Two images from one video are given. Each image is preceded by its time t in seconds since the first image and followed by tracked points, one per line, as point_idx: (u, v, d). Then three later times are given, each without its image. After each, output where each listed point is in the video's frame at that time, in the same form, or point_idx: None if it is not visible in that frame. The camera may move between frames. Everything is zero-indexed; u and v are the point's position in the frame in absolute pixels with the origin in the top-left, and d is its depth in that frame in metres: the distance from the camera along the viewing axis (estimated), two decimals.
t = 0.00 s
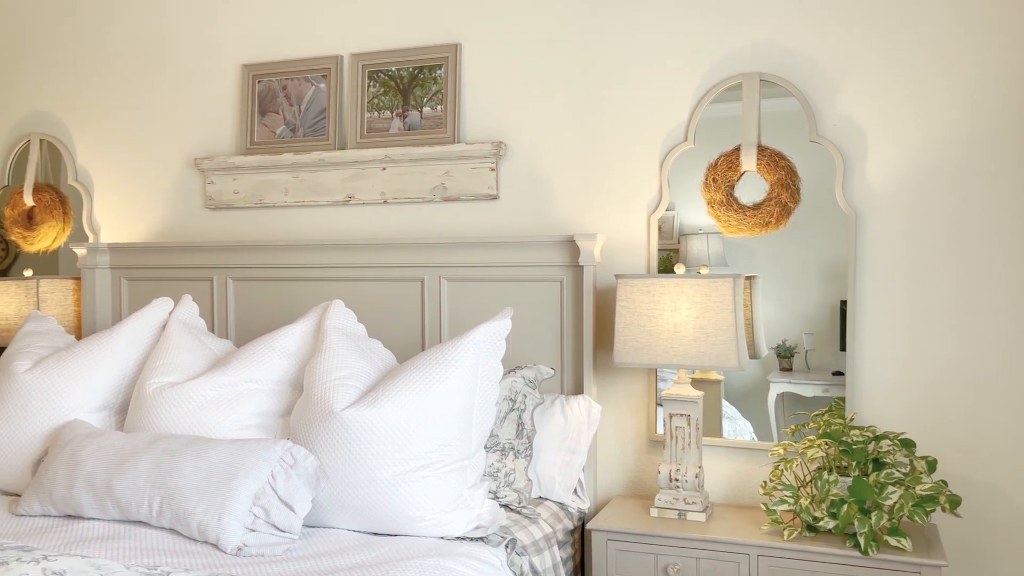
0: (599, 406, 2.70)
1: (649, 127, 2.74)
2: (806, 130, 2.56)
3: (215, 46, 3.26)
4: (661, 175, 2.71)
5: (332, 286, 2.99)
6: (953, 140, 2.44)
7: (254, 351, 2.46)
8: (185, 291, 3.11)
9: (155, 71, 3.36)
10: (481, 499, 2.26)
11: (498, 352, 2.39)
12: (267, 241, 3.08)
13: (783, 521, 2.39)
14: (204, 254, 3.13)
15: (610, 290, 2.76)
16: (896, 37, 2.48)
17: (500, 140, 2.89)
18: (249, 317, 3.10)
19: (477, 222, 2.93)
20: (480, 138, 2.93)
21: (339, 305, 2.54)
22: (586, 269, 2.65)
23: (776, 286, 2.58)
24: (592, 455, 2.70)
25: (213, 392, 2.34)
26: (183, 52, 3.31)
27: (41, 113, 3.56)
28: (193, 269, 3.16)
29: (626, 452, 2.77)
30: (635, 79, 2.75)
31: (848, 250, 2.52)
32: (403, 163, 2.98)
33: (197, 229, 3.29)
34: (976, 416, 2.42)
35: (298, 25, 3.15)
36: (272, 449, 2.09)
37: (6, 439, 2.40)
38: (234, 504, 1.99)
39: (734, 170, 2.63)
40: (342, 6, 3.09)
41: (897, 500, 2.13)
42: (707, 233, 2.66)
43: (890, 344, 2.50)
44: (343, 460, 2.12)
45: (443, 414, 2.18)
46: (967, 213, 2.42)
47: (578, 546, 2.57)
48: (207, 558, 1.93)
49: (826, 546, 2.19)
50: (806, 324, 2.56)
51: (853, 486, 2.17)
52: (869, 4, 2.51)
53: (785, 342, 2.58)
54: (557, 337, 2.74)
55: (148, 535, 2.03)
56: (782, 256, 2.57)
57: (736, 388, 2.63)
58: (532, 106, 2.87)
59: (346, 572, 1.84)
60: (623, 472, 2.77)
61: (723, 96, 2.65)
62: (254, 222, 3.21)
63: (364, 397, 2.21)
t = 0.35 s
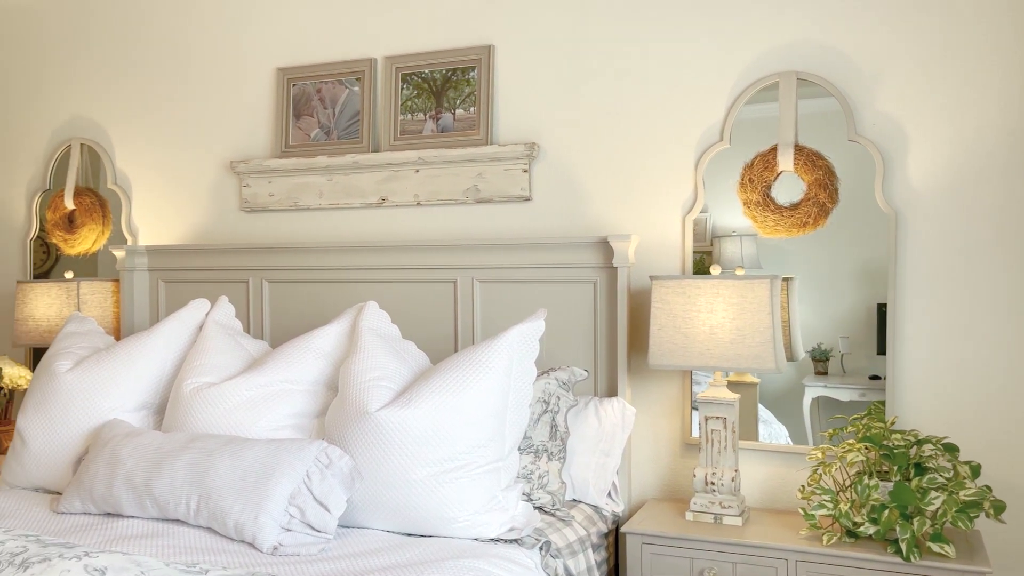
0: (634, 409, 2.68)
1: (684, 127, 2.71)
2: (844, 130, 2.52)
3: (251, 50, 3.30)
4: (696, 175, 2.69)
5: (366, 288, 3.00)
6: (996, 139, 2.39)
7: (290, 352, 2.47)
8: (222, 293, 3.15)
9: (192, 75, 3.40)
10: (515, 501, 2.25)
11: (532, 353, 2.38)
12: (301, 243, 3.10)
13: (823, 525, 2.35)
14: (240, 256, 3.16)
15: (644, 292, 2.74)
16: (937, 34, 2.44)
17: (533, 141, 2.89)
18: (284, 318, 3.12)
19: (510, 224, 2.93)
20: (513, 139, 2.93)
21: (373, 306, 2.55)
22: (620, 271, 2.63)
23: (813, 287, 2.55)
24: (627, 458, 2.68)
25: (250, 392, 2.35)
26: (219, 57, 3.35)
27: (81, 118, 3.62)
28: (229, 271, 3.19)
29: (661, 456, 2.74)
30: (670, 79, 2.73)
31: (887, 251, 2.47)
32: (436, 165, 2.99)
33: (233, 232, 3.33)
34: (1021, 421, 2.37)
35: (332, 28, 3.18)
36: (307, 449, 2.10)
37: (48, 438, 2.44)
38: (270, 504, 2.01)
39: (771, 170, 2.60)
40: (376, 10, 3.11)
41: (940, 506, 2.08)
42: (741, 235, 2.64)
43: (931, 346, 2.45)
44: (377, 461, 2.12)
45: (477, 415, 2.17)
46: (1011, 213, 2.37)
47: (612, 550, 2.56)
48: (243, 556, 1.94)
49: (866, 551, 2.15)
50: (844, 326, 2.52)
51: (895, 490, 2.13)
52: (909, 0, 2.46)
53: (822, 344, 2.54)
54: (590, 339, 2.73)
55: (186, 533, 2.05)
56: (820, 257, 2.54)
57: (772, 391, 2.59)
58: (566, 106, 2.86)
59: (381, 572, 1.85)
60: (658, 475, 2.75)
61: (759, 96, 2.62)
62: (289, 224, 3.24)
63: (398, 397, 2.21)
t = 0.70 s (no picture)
0: (667, 408, 2.66)
1: (717, 123, 2.69)
2: (882, 125, 2.49)
3: (285, 51, 3.33)
4: (730, 171, 2.66)
5: (398, 286, 3.01)
6: None
7: (323, 349, 2.49)
8: (257, 291, 3.18)
9: (226, 77, 3.44)
10: (547, 498, 2.25)
11: (564, 350, 2.37)
12: (335, 242, 3.12)
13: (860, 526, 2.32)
14: (274, 255, 3.20)
15: (677, 290, 2.72)
16: (977, 27, 2.39)
17: (566, 138, 2.88)
18: (317, 317, 3.15)
19: (542, 222, 2.92)
20: (545, 137, 2.92)
21: (405, 304, 2.56)
22: (653, 268, 2.62)
23: (850, 284, 2.51)
24: (660, 457, 2.66)
25: (284, 388, 2.38)
26: (254, 58, 3.39)
27: (119, 119, 3.68)
28: (264, 270, 3.22)
29: (695, 455, 2.72)
30: (703, 75, 2.70)
31: (926, 247, 2.43)
32: (468, 164, 2.99)
33: (267, 231, 3.36)
34: None
35: (364, 28, 3.20)
36: (341, 444, 2.12)
37: (87, 433, 2.48)
38: (304, 499, 2.02)
39: (806, 167, 2.57)
40: (407, 9, 3.12)
41: (982, 507, 2.04)
42: (775, 234, 2.61)
43: (971, 344, 2.40)
44: (410, 457, 2.12)
45: (509, 412, 2.17)
46: None
47: (644, 549, 2.54)
48: (278, 551, 1.96)
49: (905, 552, 2.12)
50: (881, 324, 2.48)
51: (935, 491, 2.08)
52: None
53: (858, 342, 2.50)
54: (622, 337, 2.71)
55: (221, 527, 2.07)
56: (857, 254, 2.50)
57: (807, 391, 2.56)
58: (598, 104, 2.85)
59: (415, 568, 1.85)
60: (691, 474, 2.73)
61: (795, 92, 2.59)
62: (322, 223, 3.27)
63: (430, 394, 2.22)
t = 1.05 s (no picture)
0: (697, 404, 2.64)
1: (748, 117, 2.67)
2: (917, 118, 2.45)
3: (316, 50, 3.36)
4: (761, 166, 2.64)
5: (427, 282, 3.02)
6: None
7: (353, 344, 2.51)
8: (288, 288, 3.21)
9: (259, 75, 3.48)
10: (577, 494, 2.24)
11: (593, 345, 2.37)
12: (365, 239, 3.14)
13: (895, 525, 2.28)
14: (305, 251, 3.22)
15: (708, 285, 2.70)
16: (1016, 16, 2.35)
17: (595, 134, 2.87)
18: (347, 313, 3.17)
19: (571, 218, 2.92)
20: (575, 132, 2.92)
21: (435, 299, 2.57)
22: (683, 263, 2.60)
23: (884, 280, 2.47)
24: (690, 454, 2.64)
25: (315, 383, 2.40)
26: (285, 57, 3.42)
27: (154, 119, 3.73)
28: (295, 267, 3.25)
29: (725, 453, 2.70)
30: (734, 69, 2.68)
31: (963, 242, 2.39)
32: (497, 160, 3.00)
33: (298, 229, 3.39)
34: None
35: (394, 26, 3.21)
36: (371, 438, 2.13)
37: (122, 426, 2.51)
38: (335, 492, 2.03)
39: (839, 161, 2.54)
40: (437, 7, 3.13)
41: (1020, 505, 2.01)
42: (806, 231, 2.58)
43: (1010, 341, 2.36)
44: (440, 451, 2.13)
45: (539, 407, 2.17)
46: None
47: (674, 546, 2.53)
48: (309, 543, 1.97)
49: (941, 551, 2.08)
50: (917, 320, 2.44)
51: (971, 489, 2.05)
52: None
53: (892, 339, 2.47)
54: (652, 333, 2.70)
55: (254, 520, 2.09)
56: (891, 249, 2.46)
57: (840, 389, 2.53)
58: (628, 99, 2.84)
59: (446, 561, 1.86)
60: (722, 472, 2.70)
61: (828, 85, 2.56)
62: (352, 221, 3.29)
63: (459, 389, 2.22)
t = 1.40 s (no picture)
0: (723, 398, 2.62)
1: (774, 109, 2.65)
2: (947, 108, 2.42)
3: (341, 47, 3.38)
4: (789, 158, 2.62)
5: (452, 276, 3.03)
6: None
7: (379, 336, 2.52)
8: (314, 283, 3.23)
9: (285, 72, 3.50)
10: (602, 486, 2.24)
11: (618, 337, 2.36)
12: (390, 234, 3.16)
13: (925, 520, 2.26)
14: (331, 246, 3.25)
15: (735, 279, 2.68)
16: None
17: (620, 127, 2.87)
18: (373, 308, 3.18)
19: (596, 212, 2.91)
20: (600, 126, 2.91)
21: (460, 292, 2.58)
22: (709, 256, 2.58)
23: (914, 272, 2.44)
24: (716, 449, 2.62)
25: (341, 375, 2.41)
26: (311, 54, 3.44)
27: (182, 116, 3.78)
28: (321, 261, 3.28)
29: (752, 448, 2.68)
30: (760, 61, 2.66)
31: (995, 234, 2.35)
32: (522, 154, 3.00)
33: (324, 224, 3.41)
34: None
35: (420, 22, 3.22)
36: (396, 429, 2.14)
37: (151, 418, 2.54)
38: (361, 483, 2.05)
39: (868, 152, 2.51)
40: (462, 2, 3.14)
41: None
42: (833, 228, 2.56)
43: None
44: (465, 442, 2.13)
45: (563, 399, 2.17)
46: None
47: (700, 541, 2.51)
48: (335, 532, 1.99)
49: (972, 547, 2.05)
50: (947, 314, 2.41)
51: (1002, 483, 2.03)
52: None
53: (922, 333, 2.43)
54: (678, 327, 2.69)
55: (280, 510, 2.11)
56: (920, 241, 2.43)
57: (869, 384, 2.50)
58: (653, 92, 2.82)
59: (471, 551, 1.86)
60: (749, 467, 2.68)
61: (856, 76, 2.53)
62: (377, 216, 3.31)
63: (484, 380, 2.23)
